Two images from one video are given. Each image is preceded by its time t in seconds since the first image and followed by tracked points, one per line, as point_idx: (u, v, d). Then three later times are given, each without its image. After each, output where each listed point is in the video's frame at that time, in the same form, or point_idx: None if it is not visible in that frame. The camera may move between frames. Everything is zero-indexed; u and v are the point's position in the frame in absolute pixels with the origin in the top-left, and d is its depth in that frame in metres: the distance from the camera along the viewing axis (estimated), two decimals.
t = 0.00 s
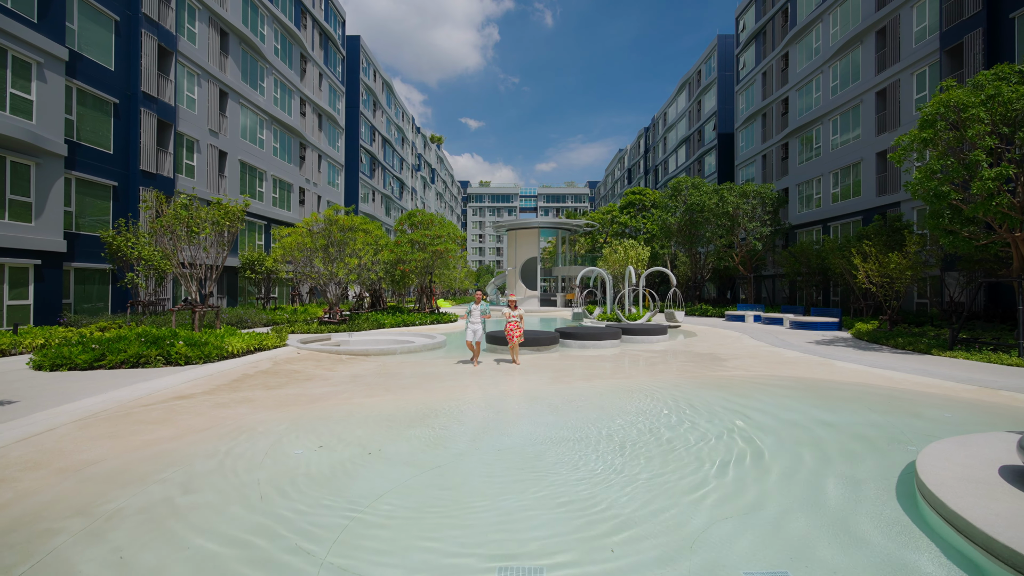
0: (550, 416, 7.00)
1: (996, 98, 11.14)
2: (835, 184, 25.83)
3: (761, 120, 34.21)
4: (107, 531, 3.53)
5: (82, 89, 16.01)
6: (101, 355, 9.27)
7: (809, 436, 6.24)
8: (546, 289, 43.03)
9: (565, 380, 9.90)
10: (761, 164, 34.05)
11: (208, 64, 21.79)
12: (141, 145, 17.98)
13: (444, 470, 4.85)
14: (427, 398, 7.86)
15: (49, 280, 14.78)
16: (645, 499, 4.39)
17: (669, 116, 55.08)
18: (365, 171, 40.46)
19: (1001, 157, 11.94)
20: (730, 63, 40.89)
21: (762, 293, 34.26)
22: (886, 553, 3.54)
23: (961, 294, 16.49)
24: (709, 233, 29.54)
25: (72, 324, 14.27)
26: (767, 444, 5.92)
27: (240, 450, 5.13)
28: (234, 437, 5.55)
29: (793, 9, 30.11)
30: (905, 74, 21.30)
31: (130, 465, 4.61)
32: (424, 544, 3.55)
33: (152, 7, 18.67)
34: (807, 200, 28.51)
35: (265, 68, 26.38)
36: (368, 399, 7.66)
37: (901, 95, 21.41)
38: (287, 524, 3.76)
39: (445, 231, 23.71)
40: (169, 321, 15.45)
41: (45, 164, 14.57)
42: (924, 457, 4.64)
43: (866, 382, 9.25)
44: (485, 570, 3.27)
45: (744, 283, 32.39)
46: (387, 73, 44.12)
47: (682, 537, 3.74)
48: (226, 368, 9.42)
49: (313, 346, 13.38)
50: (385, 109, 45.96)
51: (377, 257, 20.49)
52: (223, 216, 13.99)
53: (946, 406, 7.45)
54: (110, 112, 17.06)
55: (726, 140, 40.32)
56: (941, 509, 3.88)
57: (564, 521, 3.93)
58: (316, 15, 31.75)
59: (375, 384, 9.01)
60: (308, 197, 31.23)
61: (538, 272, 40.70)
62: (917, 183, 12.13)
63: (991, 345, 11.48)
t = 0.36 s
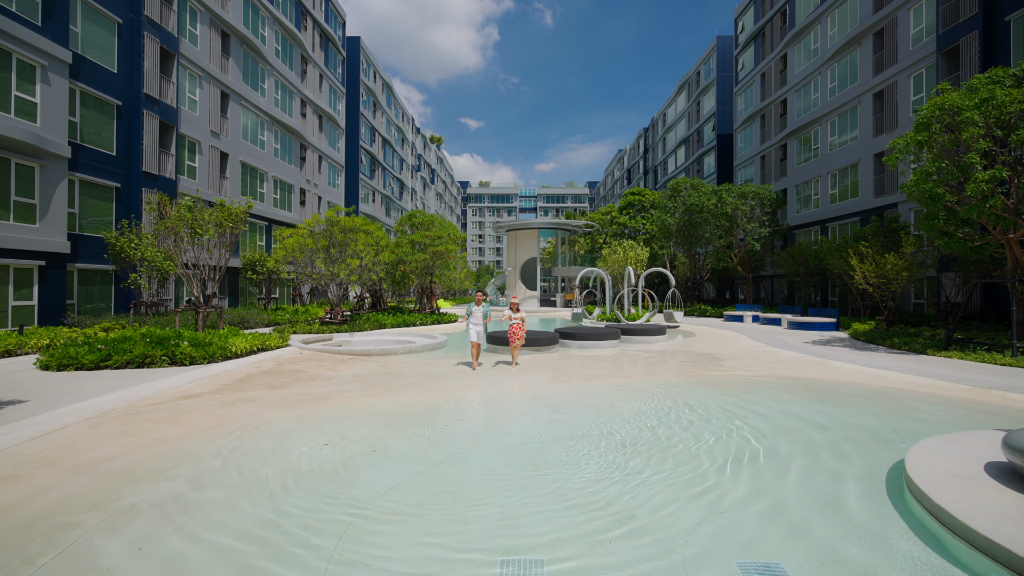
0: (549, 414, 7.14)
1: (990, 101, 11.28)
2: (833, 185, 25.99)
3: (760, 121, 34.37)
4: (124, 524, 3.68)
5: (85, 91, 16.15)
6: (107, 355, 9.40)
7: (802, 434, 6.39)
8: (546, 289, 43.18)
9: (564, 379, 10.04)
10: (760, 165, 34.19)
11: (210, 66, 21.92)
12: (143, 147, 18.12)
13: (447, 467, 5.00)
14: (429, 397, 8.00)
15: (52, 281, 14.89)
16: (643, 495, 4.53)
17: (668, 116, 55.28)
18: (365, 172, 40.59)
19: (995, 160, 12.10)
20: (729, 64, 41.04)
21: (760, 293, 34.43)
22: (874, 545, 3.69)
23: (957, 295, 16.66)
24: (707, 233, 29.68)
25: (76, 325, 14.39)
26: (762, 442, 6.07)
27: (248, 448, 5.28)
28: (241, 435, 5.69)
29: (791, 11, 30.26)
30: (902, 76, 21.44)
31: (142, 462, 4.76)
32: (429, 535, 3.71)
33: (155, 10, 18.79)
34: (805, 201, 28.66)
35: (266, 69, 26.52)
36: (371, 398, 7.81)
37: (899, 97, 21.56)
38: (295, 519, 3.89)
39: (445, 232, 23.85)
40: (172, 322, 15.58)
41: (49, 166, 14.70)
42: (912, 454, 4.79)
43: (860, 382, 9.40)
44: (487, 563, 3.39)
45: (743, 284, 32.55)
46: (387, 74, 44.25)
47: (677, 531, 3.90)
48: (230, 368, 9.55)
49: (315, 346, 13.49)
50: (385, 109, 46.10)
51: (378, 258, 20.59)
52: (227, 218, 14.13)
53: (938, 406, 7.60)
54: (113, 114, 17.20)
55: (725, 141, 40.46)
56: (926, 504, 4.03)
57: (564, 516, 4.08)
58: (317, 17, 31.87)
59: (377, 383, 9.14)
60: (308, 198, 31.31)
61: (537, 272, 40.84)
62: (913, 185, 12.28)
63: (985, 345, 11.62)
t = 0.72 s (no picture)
0: (549, 412, 7.27)
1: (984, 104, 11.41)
2: (831, 186, 26.11)
3: (758, 122, 34.50)
4: (137, 517, 3.81)
5: (88, 93, 16.25)
6: (112, 355, 9.51)
7: (795, 431, 6.54)
8: (545, 290, 43.30)
9: (564, 378, 10.16)
10: (758, 166, 34.35)
11: (211, 67, 22.01)
12: (145, 148, 18.22)
13: (449, 463, 5.14)
14: (430, 396, 8.13)
15: (56, 282, 15.00)
16: (640, 490, 4.68)
17: (667, 117, 55.45)
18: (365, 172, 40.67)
19: (989, 162, 12.26)
20: (728, 65, 41.20)
21: (759, 293, 34.57)
22: (863, 537, 3.83)
23: (953, 295, 16.79)
24: (706, 234, 29.79)
25: (79, 325, 14.50)
26: (756, 439, 6.22)
27: (254, 445, 5.41)
28: (247, 432, 5.82)
29: (790, 12, 30.40)
30: (900, 77, 21.59)
31: (152, 458, 4.88)
32: (433, 527, 3.85)
33: (156, 12, 18.88)
34: (803, 201, 28.78)
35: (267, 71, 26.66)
36: (373, 397, 7.94)
37: (896, 98, 21.69)
38: (304, 512, 4.04)
39: (445, 232, 23.97)
40: (174, 322, 15.70)
41: (53, 167, 14.81)
42: (901, 450, 4.94)
43: (855, 381, 9.54)
44: (490, 554, 3.53)
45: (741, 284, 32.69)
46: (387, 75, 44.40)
47: (672, 523, 4.05)
48: (233, 367, 9.67)
49: (317, 346, 13.60)
50: (385, 110, 46.22)
51: (378, 258, 20.68)
52: (229, 219, 14.28)
53: (930, 404, 7.74)
54: (115, 116, 17.31)
55: (724, 141, 40.62)
56: (913, 497, 4.17)
57: (563, 509, 4.23)
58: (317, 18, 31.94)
59: (379, 382, 9.27)
60: (309, 198, 31.37)
61: (537, 272, 40.95)
62: (908, 186, 12.43)
63: (979, 345, 11.74)
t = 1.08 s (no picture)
0: (547, 410, 7.39)
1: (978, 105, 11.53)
2: (829, 186, 26.24)
3: (757, 123, 34.61)
4: (146, 511, 3.92)
5: (90, 95, 16.35)
6: (115, 355, 9.61)
7: (789, 429, 6.67)
8: (545, 290, 43.40)
9: (563, 377, 10.28)
10: (757, 166, 34.47)
11: (212, 69, 22.10)
12: (145, 149, 18.30)
13: (449, 460, 5.25)
14: (431, 394, 8.24)
15: (59, 282, 15.12)
16: (636, 485, 4.80)
17: (666, 117, 55.56)
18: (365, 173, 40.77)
19: (983, 163, 12.40)
20: (727, 65, 41.36)
21: (757, 293, 34.69)
22: (851, 529, 3.96)
23: (949, 295, 16.93)
24: (705, 234, 29.89)
25: (81, 325, 14.58)
26: (751, 436, 6.34)
27: (258, 442, 5.52)
28: (251, 430, 5.93)
29: (788, 13, 30.50)
30: (896, 79, 21.74)
31: (158, 455, 4.99)
32: (435, 520, 3.97)
33: (157, 13, 18.96)
34: (802, 202, 28.89)
35: (268, 72, 26.78)
36: (375, 396, 8.04)
37: (893, 99, 21.82)
38: (308, 505, 4.15)
39: (445, 233, 24.06)
40: (176, 322, 15.80)
41: (55, 168, 14.90)
42: (892, 446, 5.07)
43: (850, 380, 9.66)
44: (489, 544, 3.65)
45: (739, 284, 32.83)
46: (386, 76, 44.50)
47: (667, 517, 4.18)
48: (235, 366, 9.78)
49: (318, 345, 13.70)
50: (385, 110, 46.32)
51: (378, 259, 20.76)
52: (231, 220, 14.40)
53: (923, 402, 7.86)
54: (117, 117, 17.40)
55: (723, 142, 40.78)
56: (900, 491, 4.30)
57: (561, 503, 4.36)
58: (317, 18, 32.05)
59: (380, 381, 9.37)
60: (309, 198, 31.46)
61: (536, 272, 41.07)
62: (904, 187, 12.55)
63: (974, 345, 11.85)
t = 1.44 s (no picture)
0: (546, 408, 7.50)
1: (972, 107, 11.64)
2: (827, 186, 26.35)
3: (756, 123, 34.70)
4: (154, 504, 4.03)
5: (92, 96, 16.45)
6: (118, 354, 9.70)
7: (782, 426, 6.79)
8: (545, 290, 43.47)
9: (561, 376, 10.38)
10: (755, 166, 34.57)
11: (212, 70, 22.19)
12: (146, 149, 18.37)
13: (448, 455, 5.36)
14: (430, 393, 8.34)
15: (60, 282, 15.21)
16: (631, 480, 4.91)
17: (665, 117, 55.67)
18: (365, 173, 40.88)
19: (977, 163, 12.52)
20: (725, 66, 41.48)
21: (756, 293, 34.80)
22: (839, 521, 4.08)
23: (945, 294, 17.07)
24: (704, 234, 29.97)
25: (83, 325, 14.66)
26: (746, 433, 6.46)
27: (261, 438, 5.63)
28: (254, 427, 6.03)
29: (786, 14, 30.62)
30: (894, 79, 21.85)
31: (163, 451, 5.10)
32: (434, 513, 4.07)
33: (158, 14, 19.05)
34: (800, 202, 28.98)
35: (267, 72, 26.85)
36: (375, 394, 8.14)
37: (891, 100, 21.94)
38: (311, 499, 4.26)
39: (445, 233, 24.16)
40: (177, 322, 15.89)
41: (56, 168, 14.98)
42: (882, 442, 5.20)
43: (845, 378, 9.77)
44: (489, 535, 3.75)
45: (738, 284, 32.94)
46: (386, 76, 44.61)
47: (661, 510, 4.29)
48: (237, 365, 9.87)
49: (318, 345, 13.79)
50: (384, 110, 46.40)
51: (378, 258, 20.83)
52: (232, 220, 14.48)
53: (916, 400, 7.98)
54: (119, 117, 17.49)
55: (721, 142, 40.91)
56: (887, 484, 4.43)
57: (558, 497, 4.46)
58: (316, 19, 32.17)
59: (380, 380, 9.46)
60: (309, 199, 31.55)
61: (535, 272, 41.19)
62: (900, 188, 12.65)
63: (968, 344, 11.96)
